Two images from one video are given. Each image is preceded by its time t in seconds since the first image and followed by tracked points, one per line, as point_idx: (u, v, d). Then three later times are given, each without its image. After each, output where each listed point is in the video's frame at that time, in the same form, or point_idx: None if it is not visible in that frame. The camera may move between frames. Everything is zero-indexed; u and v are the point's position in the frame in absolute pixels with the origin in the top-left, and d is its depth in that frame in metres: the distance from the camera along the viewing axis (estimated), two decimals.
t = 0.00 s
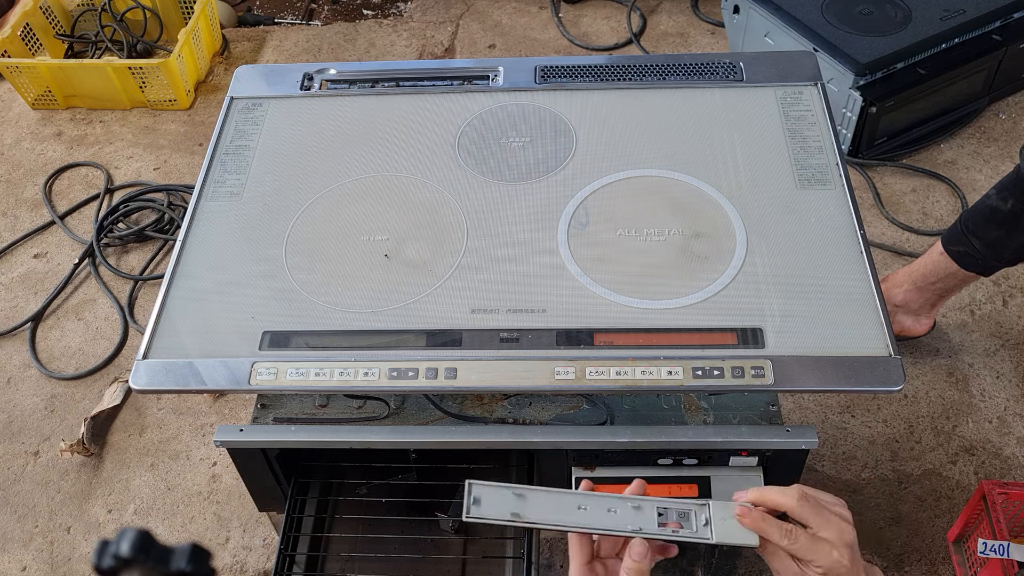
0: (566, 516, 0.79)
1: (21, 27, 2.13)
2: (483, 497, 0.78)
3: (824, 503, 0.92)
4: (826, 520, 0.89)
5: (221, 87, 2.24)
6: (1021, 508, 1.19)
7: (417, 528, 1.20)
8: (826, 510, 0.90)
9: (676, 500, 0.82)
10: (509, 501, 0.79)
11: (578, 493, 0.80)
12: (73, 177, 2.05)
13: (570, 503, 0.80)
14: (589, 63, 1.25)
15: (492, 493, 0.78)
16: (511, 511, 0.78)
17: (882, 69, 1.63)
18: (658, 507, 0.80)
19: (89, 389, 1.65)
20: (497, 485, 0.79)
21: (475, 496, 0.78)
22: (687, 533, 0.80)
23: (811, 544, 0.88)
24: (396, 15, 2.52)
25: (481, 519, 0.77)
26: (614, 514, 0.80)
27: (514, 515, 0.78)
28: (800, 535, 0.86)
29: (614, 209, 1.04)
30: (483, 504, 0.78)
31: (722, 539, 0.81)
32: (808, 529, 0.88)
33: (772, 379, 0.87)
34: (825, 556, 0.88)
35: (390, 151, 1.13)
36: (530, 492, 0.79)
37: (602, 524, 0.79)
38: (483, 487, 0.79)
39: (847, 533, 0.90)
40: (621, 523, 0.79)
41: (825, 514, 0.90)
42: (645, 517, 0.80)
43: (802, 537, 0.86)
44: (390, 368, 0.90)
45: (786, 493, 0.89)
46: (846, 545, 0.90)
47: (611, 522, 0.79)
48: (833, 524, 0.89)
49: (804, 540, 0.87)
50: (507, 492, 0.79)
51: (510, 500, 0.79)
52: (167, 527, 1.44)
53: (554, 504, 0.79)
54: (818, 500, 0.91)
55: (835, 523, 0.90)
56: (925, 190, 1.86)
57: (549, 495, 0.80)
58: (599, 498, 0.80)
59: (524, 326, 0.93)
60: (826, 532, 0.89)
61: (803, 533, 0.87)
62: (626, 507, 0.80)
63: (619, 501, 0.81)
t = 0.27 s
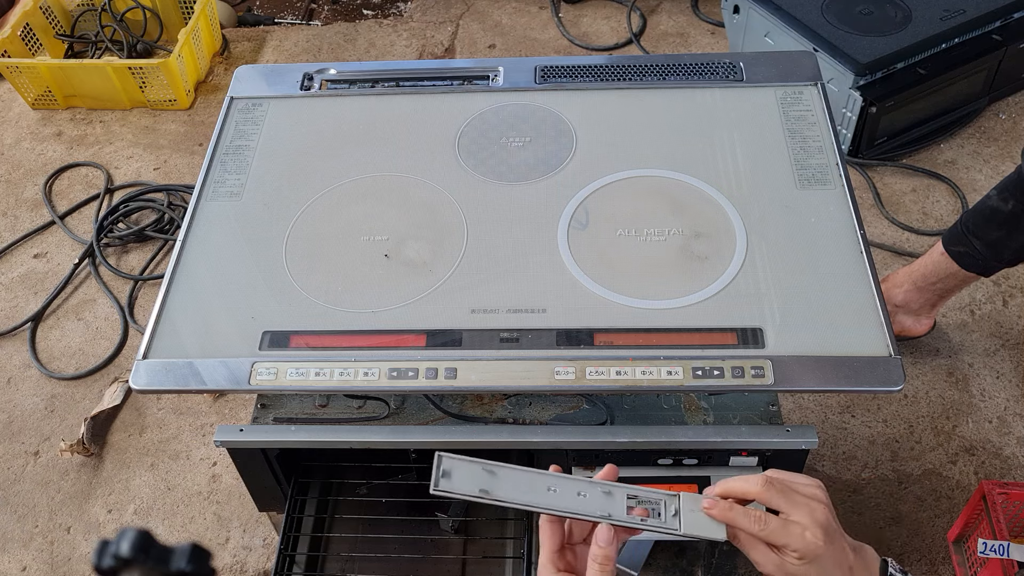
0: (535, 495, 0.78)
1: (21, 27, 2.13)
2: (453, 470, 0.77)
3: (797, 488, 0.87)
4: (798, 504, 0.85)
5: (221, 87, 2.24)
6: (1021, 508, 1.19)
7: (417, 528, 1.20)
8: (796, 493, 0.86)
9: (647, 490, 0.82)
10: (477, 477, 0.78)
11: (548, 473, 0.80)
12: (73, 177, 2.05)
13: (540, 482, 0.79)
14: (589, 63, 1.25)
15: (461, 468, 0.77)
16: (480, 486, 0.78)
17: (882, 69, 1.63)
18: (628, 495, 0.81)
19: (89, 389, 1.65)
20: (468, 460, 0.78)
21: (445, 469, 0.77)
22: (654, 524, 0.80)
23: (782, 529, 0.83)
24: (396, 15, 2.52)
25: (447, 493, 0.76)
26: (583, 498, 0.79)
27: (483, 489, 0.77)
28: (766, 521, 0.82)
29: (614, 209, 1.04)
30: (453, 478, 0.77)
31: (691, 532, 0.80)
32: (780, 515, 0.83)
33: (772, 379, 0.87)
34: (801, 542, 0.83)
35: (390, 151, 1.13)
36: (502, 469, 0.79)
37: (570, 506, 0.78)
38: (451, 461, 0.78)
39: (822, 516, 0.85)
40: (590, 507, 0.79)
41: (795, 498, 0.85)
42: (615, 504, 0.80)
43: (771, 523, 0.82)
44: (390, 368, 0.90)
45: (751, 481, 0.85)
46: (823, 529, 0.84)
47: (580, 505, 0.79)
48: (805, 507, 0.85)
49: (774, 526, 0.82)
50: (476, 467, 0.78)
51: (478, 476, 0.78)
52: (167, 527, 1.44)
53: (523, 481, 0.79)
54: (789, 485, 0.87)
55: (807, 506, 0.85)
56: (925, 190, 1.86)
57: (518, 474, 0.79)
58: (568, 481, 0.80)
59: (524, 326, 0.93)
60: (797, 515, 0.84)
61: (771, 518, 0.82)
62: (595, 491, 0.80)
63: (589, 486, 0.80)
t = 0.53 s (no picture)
0: (519, 482, 0.78)
1: (21, 27, 2.13)
2: (440, 447, 0.79)
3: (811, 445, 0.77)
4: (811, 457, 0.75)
5: (221, 87, 2.23)
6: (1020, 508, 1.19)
7: (417, 528, 1.20)
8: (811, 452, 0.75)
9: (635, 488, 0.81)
10: (461, 459, 0.79)
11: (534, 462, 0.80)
12: (73, 177, 2.05)
13: (525, 470, 0.79)
14: (589, 63, 1.25)
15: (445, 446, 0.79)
16: (464, 467, 0.79)
17: (882, 69, 1.63)
18: (615, 490, 0.79)
19: (90, 389, 1.65)
20: (454, 440, 0.80)
21: (433, 445, 0.79)
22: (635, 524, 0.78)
23: (794, 480, 0.73)
24: (396, 15, 2.52)
25: (430, 469, 0.78)
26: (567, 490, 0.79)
27: (464, 469, 0.78)
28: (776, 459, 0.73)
29: (614, 209, 1.04)
30: (437, 454, 0.79)
31: (672, 535, 0.79)
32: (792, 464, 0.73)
33: (772, 379, 0.87)
34: (811, 501, 0.73)
35: (390, 151, 1.13)
36: (488, 451, 0.79)
37: (551, 497, 0.78)
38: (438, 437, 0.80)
39: (835, 477, 0.75)
40: (573, 499, 0.79)
41: (811, 453, 0.75)
42: (601, 498, 0.79)
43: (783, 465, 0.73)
44: (390, 368, 0.90)
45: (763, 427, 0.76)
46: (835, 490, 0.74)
47: (563, 497, 0.78)
48: (821, 463, 0.74)
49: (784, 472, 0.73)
50: (460, 446, 0.79)
51: (462, 457, 0.79)
52: (167, 527, 1.44)
53: (508, 467, 0.79)
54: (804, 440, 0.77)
55: (822, 463, 0.75)
56: (925, 190, 1.86)
57: (504, 459, 0.79)
58: (556, 471, 0.80)
59: (524, 326, 0.93)
60: (812, 471, 0.74)
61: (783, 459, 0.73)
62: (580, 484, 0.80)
63: (575, 478, 0.80)
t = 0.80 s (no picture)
0: (540, 474, 0.77)
1: (21, 27, 2.13)
2: (463, 440, 0.76)
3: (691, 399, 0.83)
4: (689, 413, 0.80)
5: (221, 87, 2.23)
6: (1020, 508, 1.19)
7: (417, 528, 1.20)
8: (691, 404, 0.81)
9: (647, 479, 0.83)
10: (485, 451, 0.76)
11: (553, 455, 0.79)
12: (73, 177, 2.05)
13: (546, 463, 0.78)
14: (589, 63, 1.25)
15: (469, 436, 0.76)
16: (488, 458, 0.76)
17: (882, 69, 1.63)
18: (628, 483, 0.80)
19: (89, 389, 1.65)
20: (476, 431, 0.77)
21: (454, 438, 0.76)
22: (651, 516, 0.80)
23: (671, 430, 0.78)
24: (396, 15, 2.52)
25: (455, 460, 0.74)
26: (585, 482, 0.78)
27: (489, 461, 0.75)
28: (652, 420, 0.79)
29: (614, 209, 1.04)
30: (461, 447, 0.76)
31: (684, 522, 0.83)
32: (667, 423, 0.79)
33: (772, 379, 0.87)
34: (697, 439, 0.77)
35: (390, 151, 1.13)
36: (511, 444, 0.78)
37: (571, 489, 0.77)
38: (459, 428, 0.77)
39: (716, 414, 0.80)
40: (593, 492, 0.78)
41: (686, 403, 0.81)
42: (616, 490, 0.79)
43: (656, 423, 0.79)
44: (390, 368, 0.90)
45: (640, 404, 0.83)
46: (720, 424, 0.79)
47: (582, 490, 0.78)
48: (696, 408, 0.80)
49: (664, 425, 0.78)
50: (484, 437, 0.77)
51: (485, 449, 0.76)
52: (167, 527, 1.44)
53: (529, 459, 0.77)
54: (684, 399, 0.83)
55: (698, 407, 0.80)
56: (925, 191, 1.86)
57: (523, 451, 0.78)
58: (571, 463, 0.79)
59: (524, 326, 0.93)
60: (688, 415, 0.79)
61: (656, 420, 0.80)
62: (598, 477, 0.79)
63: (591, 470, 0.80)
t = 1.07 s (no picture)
0: (528, 480, 0.77)
1: (21, 27, 2.13)
2: (448, 451, 0.76)
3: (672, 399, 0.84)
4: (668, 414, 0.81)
5: (221, 87, 2.23)
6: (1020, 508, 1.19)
7: (417, 528, 1.20)
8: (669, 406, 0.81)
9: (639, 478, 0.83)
10: (472, 459, 0.77)
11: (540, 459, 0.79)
12: (73, 177, 2.05)
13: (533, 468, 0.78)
14: (589, 63, 1.25)
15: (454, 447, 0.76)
16: (474, 468, 0.76)
17: (882, 69, 1.63)
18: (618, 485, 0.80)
19: (90, 389, 1.65)
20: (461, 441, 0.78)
21: (440, 450, 0.77)
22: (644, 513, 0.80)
23: (649, 431, 0.79)
24: (396, 15, 2.52)
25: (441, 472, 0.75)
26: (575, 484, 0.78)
27: (476, 470, 0.75)
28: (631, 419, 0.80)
29: (614, 209, 1.04)
30: (447, 458, 0.76)
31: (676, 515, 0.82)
32: (646, 423, 0.80)
33: (772, 379, 0.87)
34: (673, 442, 0.78)
35: (389, 151, 1.13)
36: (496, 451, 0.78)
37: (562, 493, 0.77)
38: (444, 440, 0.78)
39: (695, 416, 0.80)
40: (583, 494, 0.78)
41: (667, 404, 0.81)
42: (607, 490, 0.79)
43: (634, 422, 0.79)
44: (390, 368, 0.90)
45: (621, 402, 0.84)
46: (698, 426, 0.79)
47: (572, 492, 0.77)
48: (675, 409, 0.80)
49: (641, 426, 0.79)
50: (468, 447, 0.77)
51: (472, 458, 0.77)
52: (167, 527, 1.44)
53: (516, 466, 0.77)
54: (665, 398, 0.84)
55: (678, 409, 0.81)
56: (925, 191, 1.86)
57: (511, 457, 0.78)
58: (560, 468, 0.79)
59: (524, 326, 0.93)
60: (666, 416, 0.79)
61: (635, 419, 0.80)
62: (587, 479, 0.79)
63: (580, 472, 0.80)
